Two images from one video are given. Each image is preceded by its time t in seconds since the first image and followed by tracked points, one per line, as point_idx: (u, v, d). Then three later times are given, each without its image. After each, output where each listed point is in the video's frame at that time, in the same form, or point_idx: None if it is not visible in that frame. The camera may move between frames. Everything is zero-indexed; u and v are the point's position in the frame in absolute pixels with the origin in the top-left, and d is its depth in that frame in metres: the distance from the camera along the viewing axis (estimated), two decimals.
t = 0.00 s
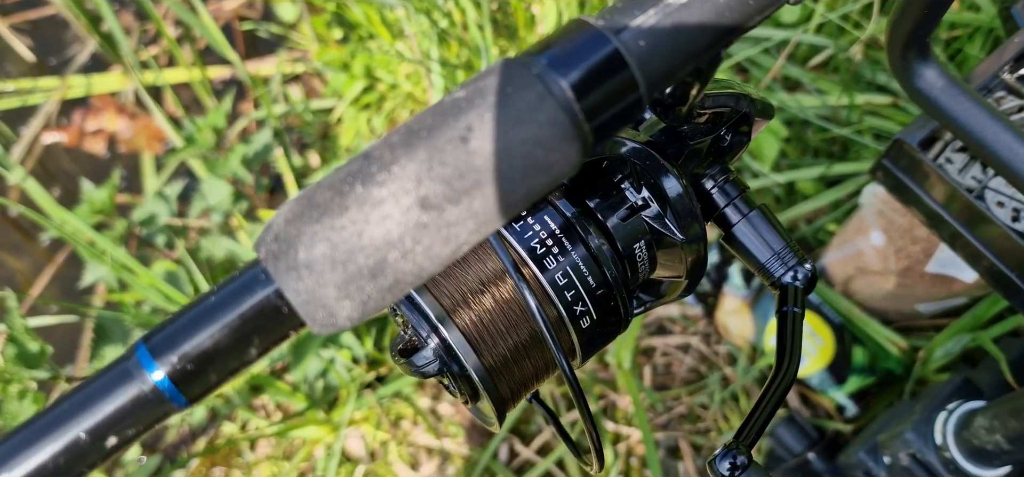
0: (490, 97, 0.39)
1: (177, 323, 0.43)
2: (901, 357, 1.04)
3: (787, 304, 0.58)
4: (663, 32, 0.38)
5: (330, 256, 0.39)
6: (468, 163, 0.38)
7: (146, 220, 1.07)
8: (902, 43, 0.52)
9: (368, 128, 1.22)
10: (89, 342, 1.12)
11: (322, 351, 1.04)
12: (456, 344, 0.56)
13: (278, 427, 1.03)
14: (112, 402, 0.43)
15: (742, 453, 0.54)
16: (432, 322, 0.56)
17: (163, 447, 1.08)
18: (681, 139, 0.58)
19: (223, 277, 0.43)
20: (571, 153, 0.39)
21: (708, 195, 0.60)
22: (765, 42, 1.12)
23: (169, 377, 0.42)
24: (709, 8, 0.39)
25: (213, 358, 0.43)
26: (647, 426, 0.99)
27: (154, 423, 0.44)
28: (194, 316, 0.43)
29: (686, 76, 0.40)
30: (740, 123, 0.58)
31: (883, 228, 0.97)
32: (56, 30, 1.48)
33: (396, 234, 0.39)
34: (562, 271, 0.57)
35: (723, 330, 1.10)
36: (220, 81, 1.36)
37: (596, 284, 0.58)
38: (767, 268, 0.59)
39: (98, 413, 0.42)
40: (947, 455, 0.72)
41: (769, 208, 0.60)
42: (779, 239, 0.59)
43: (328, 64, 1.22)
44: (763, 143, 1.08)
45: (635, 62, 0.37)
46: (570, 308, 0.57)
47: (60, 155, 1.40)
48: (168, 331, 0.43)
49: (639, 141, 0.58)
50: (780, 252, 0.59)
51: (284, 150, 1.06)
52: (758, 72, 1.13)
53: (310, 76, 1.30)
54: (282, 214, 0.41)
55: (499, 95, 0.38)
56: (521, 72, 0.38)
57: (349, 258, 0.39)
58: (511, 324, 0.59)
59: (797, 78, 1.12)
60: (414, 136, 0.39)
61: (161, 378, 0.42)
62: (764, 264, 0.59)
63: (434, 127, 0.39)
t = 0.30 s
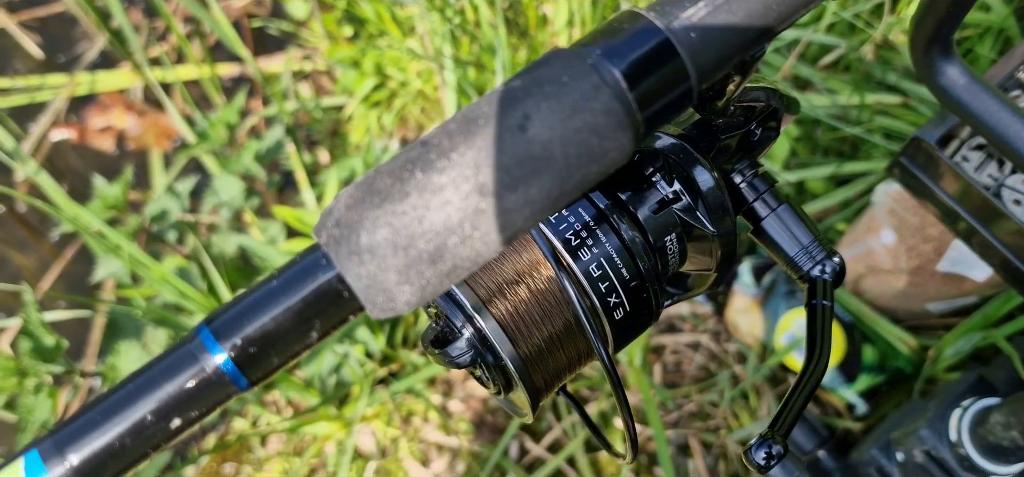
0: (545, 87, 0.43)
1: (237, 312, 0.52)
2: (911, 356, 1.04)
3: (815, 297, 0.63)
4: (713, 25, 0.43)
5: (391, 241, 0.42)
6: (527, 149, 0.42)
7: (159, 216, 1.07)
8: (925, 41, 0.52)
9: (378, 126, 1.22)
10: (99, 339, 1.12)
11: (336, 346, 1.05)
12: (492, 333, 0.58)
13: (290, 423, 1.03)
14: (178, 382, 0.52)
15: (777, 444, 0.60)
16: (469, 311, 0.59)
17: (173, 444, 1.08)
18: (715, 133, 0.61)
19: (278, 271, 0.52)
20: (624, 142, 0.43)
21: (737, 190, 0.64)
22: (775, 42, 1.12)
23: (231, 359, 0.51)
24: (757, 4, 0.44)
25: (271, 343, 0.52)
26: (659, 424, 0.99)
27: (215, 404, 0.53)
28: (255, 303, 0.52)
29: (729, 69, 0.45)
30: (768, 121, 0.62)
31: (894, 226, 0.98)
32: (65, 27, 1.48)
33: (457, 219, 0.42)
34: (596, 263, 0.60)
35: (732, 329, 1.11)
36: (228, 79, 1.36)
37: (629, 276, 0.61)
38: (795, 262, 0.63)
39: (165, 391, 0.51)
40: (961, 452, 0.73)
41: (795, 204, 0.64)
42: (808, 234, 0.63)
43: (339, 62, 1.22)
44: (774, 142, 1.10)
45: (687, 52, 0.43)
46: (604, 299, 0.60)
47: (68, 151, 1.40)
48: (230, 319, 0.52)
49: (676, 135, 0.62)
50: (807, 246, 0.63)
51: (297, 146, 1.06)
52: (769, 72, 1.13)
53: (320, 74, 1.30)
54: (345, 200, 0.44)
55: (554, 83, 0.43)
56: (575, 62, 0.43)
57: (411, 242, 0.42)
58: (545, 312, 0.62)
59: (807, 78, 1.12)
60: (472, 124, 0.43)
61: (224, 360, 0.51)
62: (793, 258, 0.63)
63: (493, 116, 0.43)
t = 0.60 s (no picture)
0: (606, 73, 0.44)
1: (307, 286, 0.45)
2: (922, 355, 1.04)
3: (849, 289, 0.63)
4: (769, 16, 0.46)
5: (458, 222, 0.43)
6: (590, 133, 0.43)
7: (173, 210, 1.07)
8: (954, 37, 0.53)
9: (390, 122, 1.23)
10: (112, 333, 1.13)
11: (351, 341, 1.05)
12: (532, 321, 0.59)
13: (303, 418, 1.03)
14: (245, 360, 0.44)
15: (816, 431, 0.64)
16: (510, 299, 0.59)
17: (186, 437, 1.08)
18: (750, 125, 0.61)
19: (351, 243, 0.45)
20: (682, 127, 0.45)
21: (771, 183, 0.63)
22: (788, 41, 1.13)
23: (299, 337, 0.44)
24: None
25: (344, 320, 0.44)
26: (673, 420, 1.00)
27: (283, 383, 0.46)
28: (325, 279, 0.44)
29: (778, 60, 0.48)
30: (803, 113, 0.61)
31: (907, 226, 0.98)
32: (76, 22, 1.48)
33: (522, 202, 0.43)
34: (635, 252, 0.60)
35: (743, 327, 1.11)
36: (240, 76, 1.37)
37: (667, 267, 0.61)
38: (827, 255, 0.63)
39: (232, 369, 0.44)
40: (978, 449, 0.74)
41: (829, 197, 0.64)
42: (842, 226, 0.63)
43: (353, 58, 1.22)
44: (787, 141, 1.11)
45: (746, 40, 0.45)
46: (642, 288, 0.60)
47: (79, 146, 1.40)
48: (300, 294, 0.45)
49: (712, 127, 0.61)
50: (840, 240, 0.62)
51: (312, 142, 1.06)
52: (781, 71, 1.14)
53: (332, 70, 1.30)
54: (410, 181, 0.44)
55: (616, 70, 0.44)
56: (635, 49, 0.45)
57: (478, 223, 0.43)
58: (583, 301, 0.61)
59: (820, 77, 1.13)
60: (535, 109, 0.44)
61: (292, 338, 0.44)
62: (824, 251, 0.63)
63: (556, 101, 0.44)
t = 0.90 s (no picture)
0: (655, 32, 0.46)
1: (358, 239, 0.45)
2: (931, 348, 1.04)
3: (876, 266, 0.63)
4: None
5: (511, 174, 0.43)
6: (641, 89, 0.45)
7: (184, 197, 1.08)
8: (976, 23, 0.53)
9: (400, 113, 1.23)
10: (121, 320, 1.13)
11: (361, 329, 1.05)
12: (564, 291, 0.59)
13: (312, 405, 1.03)
14: (297, 308, 0.44)
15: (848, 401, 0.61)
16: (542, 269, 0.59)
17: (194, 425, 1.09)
18: (780, 100, 0.61)
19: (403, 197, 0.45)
20: (729, 87, 0.47)
21: (797, 161, 0.63)
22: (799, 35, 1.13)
23: (352, 286, 0.44)
24: None
25: (397, 272, 0.45)
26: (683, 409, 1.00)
27: (333, 336, 0.46)
28: (377, 230, 0.45)
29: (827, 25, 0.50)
30: (833, 89, 0.60)
31: (918, 218, 0.99)
32: (86, 12, 1.48)
33: (573, 155, 0.44)
34: (665, 225, 0.60)
35: (752, 319, 1.12)
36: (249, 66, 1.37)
37: (697, 240, 0.61)
38: (853, 233, 0.63)
39: (284, 317, 0.44)
40: (991, 437, 0.75)
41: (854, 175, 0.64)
42: (868, 204, 0.63)
43: (364, 49, 1.22)
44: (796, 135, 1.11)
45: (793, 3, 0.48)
46: (671, 261, 0.61)
47: (88, 136, 1.40)
48: (352, 245, 0.45)
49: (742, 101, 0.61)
50: (866, 217, 0.63)
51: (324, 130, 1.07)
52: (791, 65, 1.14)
53: (342, 61, 1.31)
54: (460, 136, 0.45)
55: (665, 29, 0.46)
56: (683, 9, 0.47)
57: (530, 175, 0.43)
58: (614, 271, 0.61)
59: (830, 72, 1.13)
60: (586, 66, 0.45)
61: (344, 287, 0.44)
62: (850, 228, 0.63)
63: (607, 58, 0.45)
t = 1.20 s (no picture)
0: (719, 4, 0.51)
1: (424, 202, 0.45)
2: (942, 345, 1.05)
3: (909, 250, 0.64)
4: None
5: (577, 137, 0.48)
6: (702, 59, 0.50)
7: (200, 186, 1.08)
8: (1008, 11, 0.54)
9: (414, 106, 1.23)
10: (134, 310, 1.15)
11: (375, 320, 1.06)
12: (605, 268, 0.60)
13: (325, 394, 1.04)
14: (368, 269, 0.43)
15: (886, 380, 0.63)
16: (583, 246, 0.60)
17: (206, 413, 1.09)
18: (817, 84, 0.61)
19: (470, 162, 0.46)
20: (788, 57, 0.50)
21: (832, 145, 0.64)
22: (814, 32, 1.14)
23: (422, 245, 0.43)
24: None
25: (465, 231, 0.44)
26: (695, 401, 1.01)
27: (398, 297, 0.45)
28: (444, 193, 0.44)
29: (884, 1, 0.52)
30: (868, 74, 0.61)
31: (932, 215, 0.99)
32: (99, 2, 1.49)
33: (637, 120, 0.48)
34: (705, 205, 0.61)
35: (764, 315, 1.12)
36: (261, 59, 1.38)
37: (735, 221, 0.62)
38: (886, 217, 0.64)
39: (354, 276, 0.43)
40: (1007, 430, 0.75)
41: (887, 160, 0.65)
42: (901, 189, 0.64)
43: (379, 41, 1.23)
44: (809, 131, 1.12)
45: None
46: (710, 241, 0.61)
47: (101, 125, 1.41)
48: (423, 206, 0.44)
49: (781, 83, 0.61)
50: (899, 202, 0.64)
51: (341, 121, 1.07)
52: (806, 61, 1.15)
53: (355, 54, 1.31)
54: (532, 101, 0.49)
55: (727, 1, 0.51)
56: None
57: (595, 139, 0.48)
58: (653, 248, 0.62)
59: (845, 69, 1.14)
60: (651, 37, 0.50)
61: (414, 247, 0.43)
62: (883, 213, 0.64)
63: (671, 29, 0.50)
